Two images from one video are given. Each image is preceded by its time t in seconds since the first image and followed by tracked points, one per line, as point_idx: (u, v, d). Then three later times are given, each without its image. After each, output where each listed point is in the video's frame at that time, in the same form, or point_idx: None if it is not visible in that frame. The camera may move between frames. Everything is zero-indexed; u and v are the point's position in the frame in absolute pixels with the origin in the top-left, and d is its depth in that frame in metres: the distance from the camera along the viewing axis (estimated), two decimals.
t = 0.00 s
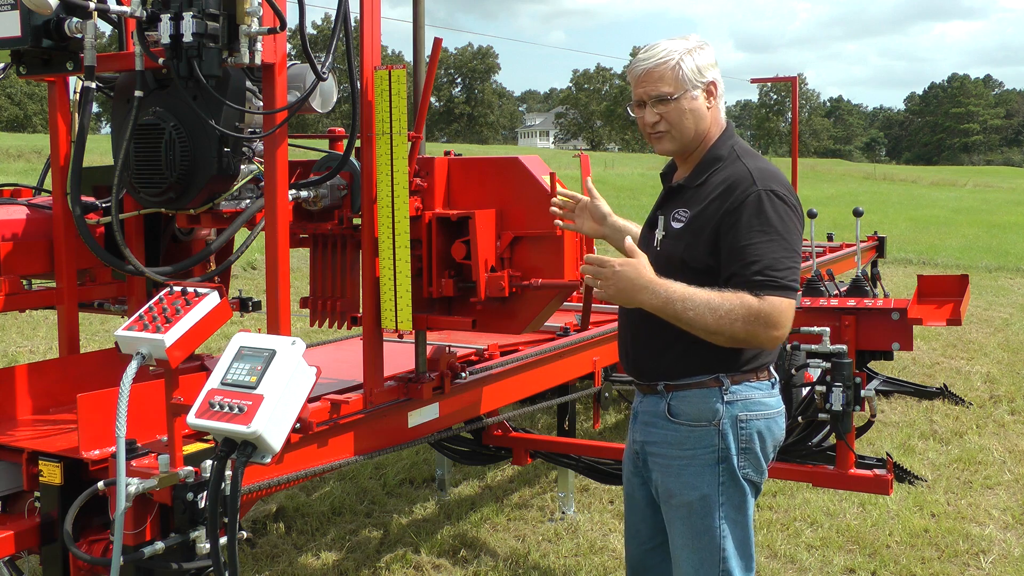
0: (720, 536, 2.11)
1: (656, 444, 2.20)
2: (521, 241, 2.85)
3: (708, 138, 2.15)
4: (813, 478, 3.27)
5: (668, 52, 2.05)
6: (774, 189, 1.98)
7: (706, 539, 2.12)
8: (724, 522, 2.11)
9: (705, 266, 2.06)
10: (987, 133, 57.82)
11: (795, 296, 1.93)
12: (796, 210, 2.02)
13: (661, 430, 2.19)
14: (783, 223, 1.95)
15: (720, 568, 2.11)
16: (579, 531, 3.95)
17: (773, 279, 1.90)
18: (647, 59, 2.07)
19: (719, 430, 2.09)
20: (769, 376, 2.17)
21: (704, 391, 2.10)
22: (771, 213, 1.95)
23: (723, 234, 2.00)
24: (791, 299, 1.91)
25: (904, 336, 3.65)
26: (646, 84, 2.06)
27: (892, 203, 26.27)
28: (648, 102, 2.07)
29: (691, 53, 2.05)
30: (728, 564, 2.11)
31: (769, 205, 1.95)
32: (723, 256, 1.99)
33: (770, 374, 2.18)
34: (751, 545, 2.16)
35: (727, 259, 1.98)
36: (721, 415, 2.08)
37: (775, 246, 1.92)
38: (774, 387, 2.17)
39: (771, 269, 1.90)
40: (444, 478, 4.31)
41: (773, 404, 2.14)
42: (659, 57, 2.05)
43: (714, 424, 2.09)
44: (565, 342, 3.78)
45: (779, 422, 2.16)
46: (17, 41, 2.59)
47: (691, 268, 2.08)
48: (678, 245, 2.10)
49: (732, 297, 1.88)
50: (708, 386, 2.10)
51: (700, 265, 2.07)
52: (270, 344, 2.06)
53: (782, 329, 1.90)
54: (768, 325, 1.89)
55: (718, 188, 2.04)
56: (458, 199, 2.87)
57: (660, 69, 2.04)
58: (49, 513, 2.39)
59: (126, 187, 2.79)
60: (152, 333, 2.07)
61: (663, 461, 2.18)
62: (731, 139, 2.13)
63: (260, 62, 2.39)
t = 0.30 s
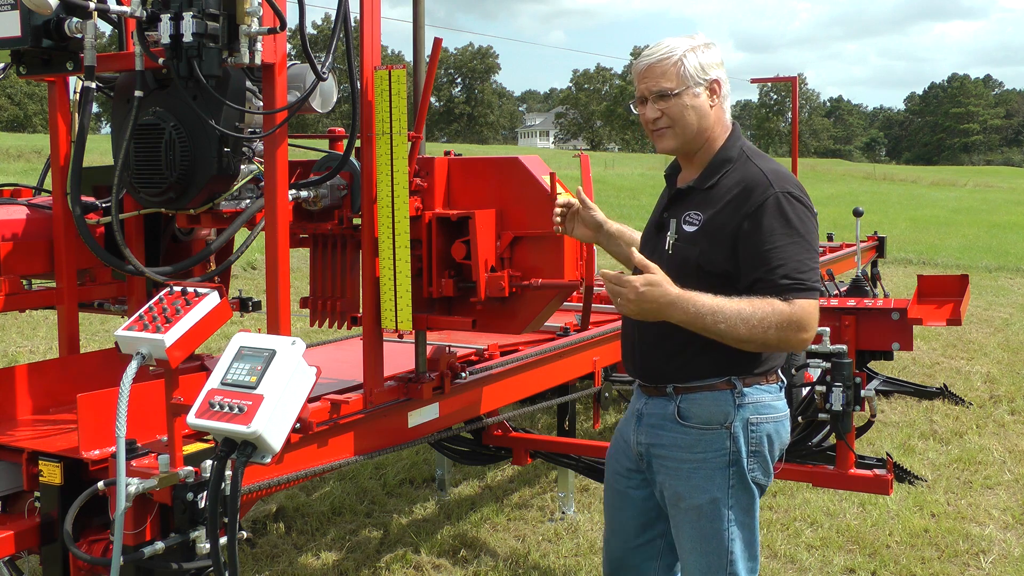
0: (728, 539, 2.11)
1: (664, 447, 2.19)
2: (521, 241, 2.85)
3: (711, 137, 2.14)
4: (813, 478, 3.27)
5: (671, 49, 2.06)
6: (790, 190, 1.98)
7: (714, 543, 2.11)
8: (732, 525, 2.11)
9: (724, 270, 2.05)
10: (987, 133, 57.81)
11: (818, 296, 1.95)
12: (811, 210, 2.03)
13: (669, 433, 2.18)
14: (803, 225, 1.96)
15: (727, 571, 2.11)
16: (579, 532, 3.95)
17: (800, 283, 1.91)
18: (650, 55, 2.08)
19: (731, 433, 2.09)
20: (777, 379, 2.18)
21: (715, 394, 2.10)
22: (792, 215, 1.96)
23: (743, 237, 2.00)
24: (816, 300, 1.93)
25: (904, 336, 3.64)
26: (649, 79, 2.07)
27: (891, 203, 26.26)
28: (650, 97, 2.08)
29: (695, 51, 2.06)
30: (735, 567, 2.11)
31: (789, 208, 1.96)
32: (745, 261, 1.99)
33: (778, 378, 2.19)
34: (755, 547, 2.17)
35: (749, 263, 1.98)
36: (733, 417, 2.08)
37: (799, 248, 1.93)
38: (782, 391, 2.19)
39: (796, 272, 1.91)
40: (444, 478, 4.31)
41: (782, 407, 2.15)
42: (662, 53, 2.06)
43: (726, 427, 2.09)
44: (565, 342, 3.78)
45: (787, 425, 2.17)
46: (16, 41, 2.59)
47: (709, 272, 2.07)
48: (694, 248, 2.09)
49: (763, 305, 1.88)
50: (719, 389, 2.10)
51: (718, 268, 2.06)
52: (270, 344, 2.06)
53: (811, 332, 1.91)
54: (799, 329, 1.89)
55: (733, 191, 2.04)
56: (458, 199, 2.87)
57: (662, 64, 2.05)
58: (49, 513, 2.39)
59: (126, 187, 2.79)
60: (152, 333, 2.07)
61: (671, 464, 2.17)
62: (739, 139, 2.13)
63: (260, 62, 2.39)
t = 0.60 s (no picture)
0: (726, 537, 2.11)
1: (660, 446, 2.18)
2: (521, 241, 2.85)
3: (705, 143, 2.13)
4: (813, 478, 3.27)
5: (656, 58, 2.06)
6: (789, 199, 1.99)
7: (713, 541, 2.12)
8: (730, 523, 2.12)
9: (721, 276, 2.05)
10: (987, 133, 57.82)
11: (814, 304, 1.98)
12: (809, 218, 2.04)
13: (666, 432, 2.17)
14: (802, 233, 1.97)
15: (726, 569, 2.12)
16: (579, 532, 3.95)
17: (797, 292, 1.93)
18: (638, 66, 2.09)
19: (727, 432, 2.10)
20: (772, 379, 2.19)
21: (711, 393, 2.10)
22: (791, 224, 1.96)
23: (742, 245, 2.00)
24: (812, 308, 1.95)
25: (904, 336, 3.64)
26: (636, 92, 2.09)
27: (891, 203, 26.26)
28: (639, 110, 2.10)
29: (682, 57, 2.05)
30: (734, 565, 2.12)
31: (788, 217, 1.97)
32: (743, 268, 1.99)
33: (773, 377, 2.20)
34: (753, 544, 2.17)
35: (747, 271, 1.99)
36: (729, 417, 2.08)
37: (797, 257, 1.94)
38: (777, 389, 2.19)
39: (794, 282, 1.93)
40: (444, 478, 4.31)
41: (776, 406, 2.16)
42: (648, 63, 2.06)
43: (722, 426, 2.09)
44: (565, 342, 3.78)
45: (781, 423, 2.19)
46: (17, 40, 2.59)
47: (706, 277, 2.07)
48: (692, 252, 2.08)
49: (760, 317, 1.91)
50: (715, 388, 2.10)
51: (715, 274, 2.06)
52: (270, 344, 2.06)
53: (807, 341, 1.95)
54: (797, 338, 1.92)
55: (732, 197, 2.03)
56: (458, 199, 2.88)
57: (648, 75, 2.06)
58: (49, 514, 2.39)
59: (126, 187, 2.79)
60: (152, 333, 2.07)
61: (668, 464, 2.16)
62: (739, 142, 2.11)
63: (260, 62, 2.39)
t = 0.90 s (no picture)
0: (716, 533, 2.11)
1: (647, 445, 2.18)
2: (522, 241, 2.85)
3: (688, 139, 2.13)
4: (813, 478, 3.28)
5: (642, 53, 2.07)
6: (770, 195, 1.99)
7: (702, 537, 2.11)
8: (719, 519, 2.11)
9: (702, 272, 2.05)
10: (987, 133, 57.81)
11: (793, 301, 1.96)
12: (790, 214, 2.04)
13: (652, 431, 2.17)
14: (780, 229, 1.97)
15: (717, 565, 2.11)
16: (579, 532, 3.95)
17: (774, 287, 1.92)
18: (624, 60, 2.10)
19: (713, 428, 2.09)
20: (756, 374, 2.19)
21: (696, 390, 2.10)
22: (769, 219, 1.96)
23: (721, 240, 2.00)
24: (790, 305, 1.94)
25: (904, 336, 3.65)
26: (621, 85, 2.10)
27: (891, 203, 26.26)
28: (623, 103, 2.10)
29: (669, 53, 2.06)
30: (724, 561, 2.12)
31: (767, 212, 1.97)
32: (723, 263, 1.99)
33: (756, 372, 2.21)
34: (743, 539, 2.17)
35: (727, 266, 1.99)
36: (715, 413, 2.08)
37: (774, 253, 1.94)
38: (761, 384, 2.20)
39: (770, 276, 1.92)
40: (444, 478, 4.31)
41: (761, 400, 2.17)
42: (635, 57, 2.07)
43: (708, 422, 2.09)
44: (565, 343, 3.78)
45: (766, 418, 2.19)
46: (17, 41, 2.59)
47: (687, 272, 2.07)
48: (673, 248, 2.08)
49: (731, 309, 1.89)
50: (700, 385, 2.10)
51: (696, 269, 2.06)
52: (270, 344, 2.06)
53: (782, 335, 1.93)
54: (770, 333, 1.91)
55: (713, 193, 2.03)
56: (458, 200, 2.88)
57: (634, 69, 2.06)
58: (49, 513, 2.39)
59: (126, 187, 2.80)
60: (152, 333, 2.07)
61: (655, 462, 2.16)
62: (720, 141, 2.12)
63: (260, 62, 2.39)
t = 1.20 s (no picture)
0: (699, 531, 2.11)
1: (629, 443, 2.18)
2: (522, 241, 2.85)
3: (668, 135, 2.13)
4: (813, 478, 3.29)
5: (622, 50, 2.09)
6: (749, 191, 1.98)
7: (685, 535, 2.11)
8: (702, 517, 2.11)
9: (681, 268, 2.05)
10: (988, 133, 57.81)
11: (768, 297, 1.96)
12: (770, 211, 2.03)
13: (634, 429, 2.17)
14: (758, 225, 1.96)
15: (700, 563, 2.11)
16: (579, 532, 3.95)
17: (750, 283, 1.92)
18: (605, 57, 2.13)
19: (694, 427, 2.09)
20: (738, 372, 2.19)
21: (677, 389, 2.10)
22: (747, 215, 1.95)
23: (699, 236, 2.00)
24: (766, 300, 1.94)
25: (905, 336, 3.65)
26: (600, 81, 2.12)
27: (892, 203, 26.26)
28: (603, 98, 2.12)
29: (648, 50, 2.07)
30: (708, 560, 2.12)
31: (744, 208, 1.96)
32: (701, 259, 1.99)
33: (738, 371, 2.20)
34: (727, 537, 2.17)
35: (704, 262, 1.98)
36: (695, 412, 2.08)
37: (751, 248, 1.93)
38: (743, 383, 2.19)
39: (746, 272, 1.92)
40: (444, 478, 4.31)
41: (742, 399, 2.16)
42: (615, 54, 2.10)
43: (689, 421, 2.09)
44: (565, 343, 3.78)
45: (749, 416, 2.18)
46: (17, 41, 2.59)
47: (667, 269, 2.07)
48: (653, 245, 2.08)
49: (704, 301, 1.91)
50: (681, 384, 2.10)
51: (675, 266, 2.06)
52: (270, 344, 2.06)
53: (756, 331, 1.93)
54: (743, 327, 1.91)
55: (692, 190, 2.03)
56: (458, 200, 2.88)
57: (613, 65, 2.09)
58: (49, 513, 2.39)
59: (126, 187, 2.80)
60: (152, 333, 2.07)
61: (637, 461, 2.16)
62: (702, 139, 2.11)
63: (260, 62, 2.39)
